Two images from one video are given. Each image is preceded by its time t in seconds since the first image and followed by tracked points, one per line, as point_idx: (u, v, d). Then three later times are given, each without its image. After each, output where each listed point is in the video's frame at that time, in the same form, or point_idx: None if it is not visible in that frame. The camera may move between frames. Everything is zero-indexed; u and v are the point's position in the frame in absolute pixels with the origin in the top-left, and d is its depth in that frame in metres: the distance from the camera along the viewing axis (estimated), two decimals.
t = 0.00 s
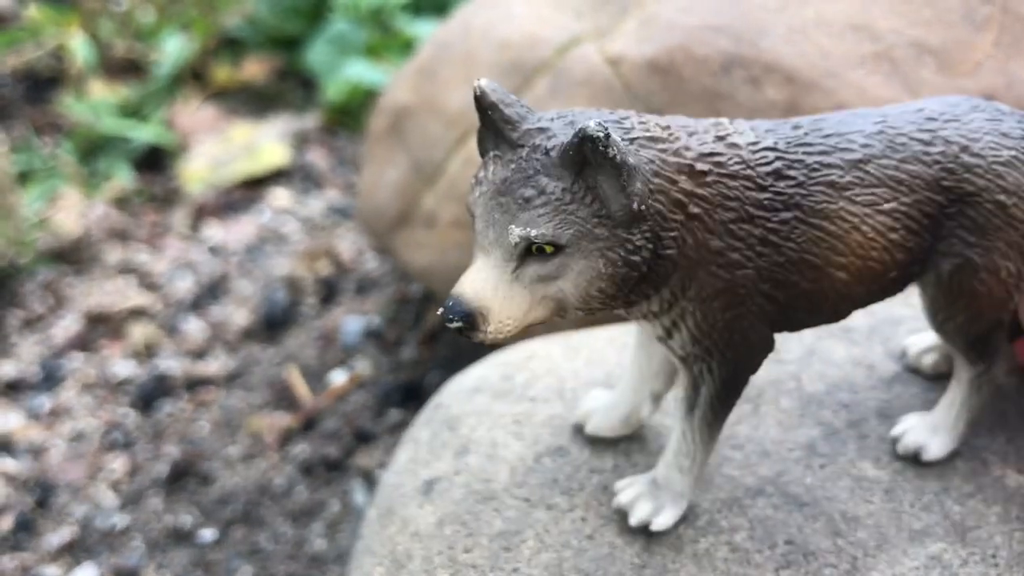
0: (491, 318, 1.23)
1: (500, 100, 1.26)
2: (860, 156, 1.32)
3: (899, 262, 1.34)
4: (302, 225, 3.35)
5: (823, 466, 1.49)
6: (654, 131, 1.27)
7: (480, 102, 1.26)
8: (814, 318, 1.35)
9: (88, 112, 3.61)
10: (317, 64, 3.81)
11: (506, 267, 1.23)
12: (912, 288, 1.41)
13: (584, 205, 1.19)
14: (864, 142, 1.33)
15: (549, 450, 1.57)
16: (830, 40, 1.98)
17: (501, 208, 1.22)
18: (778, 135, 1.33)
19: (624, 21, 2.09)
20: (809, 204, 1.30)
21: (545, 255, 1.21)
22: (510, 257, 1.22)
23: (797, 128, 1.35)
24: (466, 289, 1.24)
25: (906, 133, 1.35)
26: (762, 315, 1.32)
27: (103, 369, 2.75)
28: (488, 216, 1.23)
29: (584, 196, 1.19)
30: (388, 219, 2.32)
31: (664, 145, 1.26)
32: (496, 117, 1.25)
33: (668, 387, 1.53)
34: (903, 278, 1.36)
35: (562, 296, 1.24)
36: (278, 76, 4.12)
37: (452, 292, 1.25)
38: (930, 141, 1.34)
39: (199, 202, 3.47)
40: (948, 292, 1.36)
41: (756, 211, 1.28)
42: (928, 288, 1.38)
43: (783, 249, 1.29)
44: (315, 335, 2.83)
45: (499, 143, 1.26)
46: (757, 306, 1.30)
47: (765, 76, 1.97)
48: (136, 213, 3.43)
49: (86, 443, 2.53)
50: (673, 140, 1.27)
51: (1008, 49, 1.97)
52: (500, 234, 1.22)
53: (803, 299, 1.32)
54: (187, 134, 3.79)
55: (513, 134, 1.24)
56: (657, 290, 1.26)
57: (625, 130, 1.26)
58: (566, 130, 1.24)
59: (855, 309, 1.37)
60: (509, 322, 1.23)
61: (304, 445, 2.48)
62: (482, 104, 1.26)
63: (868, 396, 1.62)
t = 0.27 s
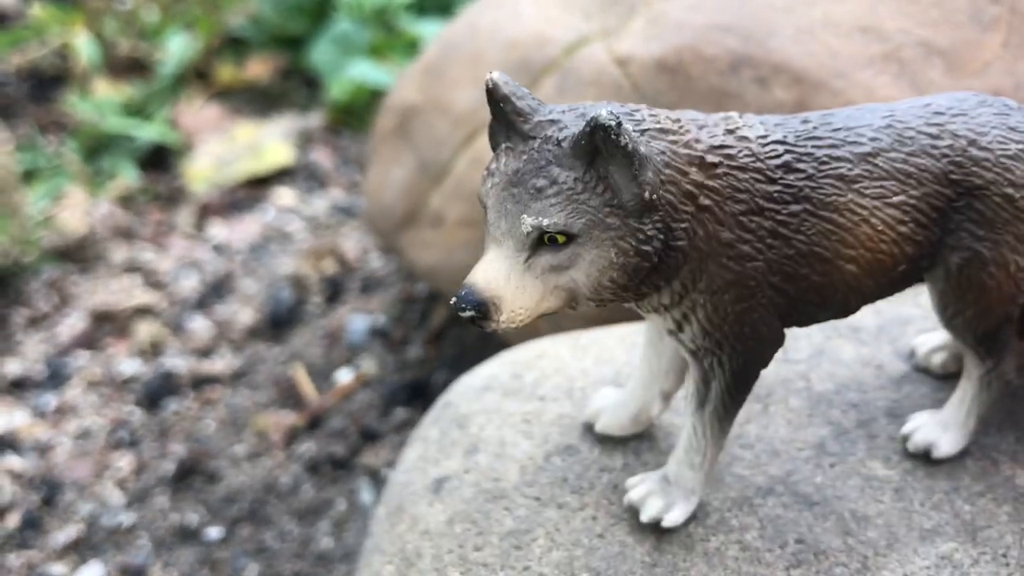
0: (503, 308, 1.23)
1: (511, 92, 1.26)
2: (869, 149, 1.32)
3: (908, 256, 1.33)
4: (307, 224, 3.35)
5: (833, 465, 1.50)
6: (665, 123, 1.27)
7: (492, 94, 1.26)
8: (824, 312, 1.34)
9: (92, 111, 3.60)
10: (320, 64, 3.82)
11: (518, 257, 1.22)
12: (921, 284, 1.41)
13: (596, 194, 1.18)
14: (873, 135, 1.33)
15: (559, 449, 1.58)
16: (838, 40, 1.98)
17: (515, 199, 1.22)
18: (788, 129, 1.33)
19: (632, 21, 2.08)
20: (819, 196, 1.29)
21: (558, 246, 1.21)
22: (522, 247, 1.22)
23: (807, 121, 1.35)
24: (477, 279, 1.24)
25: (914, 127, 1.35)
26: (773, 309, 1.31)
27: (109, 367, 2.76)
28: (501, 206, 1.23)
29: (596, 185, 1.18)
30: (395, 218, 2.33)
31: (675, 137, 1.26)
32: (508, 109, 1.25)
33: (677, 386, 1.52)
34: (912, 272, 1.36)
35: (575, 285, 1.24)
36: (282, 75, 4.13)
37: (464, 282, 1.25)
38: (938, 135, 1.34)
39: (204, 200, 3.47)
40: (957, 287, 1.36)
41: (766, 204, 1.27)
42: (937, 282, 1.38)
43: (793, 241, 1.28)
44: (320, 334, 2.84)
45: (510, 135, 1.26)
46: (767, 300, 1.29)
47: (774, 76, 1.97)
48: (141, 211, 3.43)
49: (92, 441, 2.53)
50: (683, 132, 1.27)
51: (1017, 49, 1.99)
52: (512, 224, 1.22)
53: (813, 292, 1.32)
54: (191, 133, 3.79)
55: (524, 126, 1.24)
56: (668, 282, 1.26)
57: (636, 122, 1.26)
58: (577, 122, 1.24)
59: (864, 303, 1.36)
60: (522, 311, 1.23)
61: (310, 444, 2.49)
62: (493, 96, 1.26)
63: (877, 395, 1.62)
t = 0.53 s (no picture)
0: (555, 283, 1.21)
1: (546, 70, 1.27)
2: (911, 108, 1.35)
3: (960, 213, 1.37)
4: (311, 221, 3.34)
5: (844, 463, 1.49)
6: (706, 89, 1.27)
7: (525, 74, 1.27)
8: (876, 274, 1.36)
9: (95, 107, 3.64)
10: (323, 59, 3.83)
11: (565, 232, 1.22)
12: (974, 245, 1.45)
13: (641, 159, 1.20)
14: (914, 94, 1.37)
15: (569, 445, 1.57)
16: (848, 36, 1.98)
17: (556, 172, 1.22)
18: (826, 94, 1.35)
19: (639, 16, 2.08)
20: (865, 157, 1.32)
21: (605, 217, 1.21)
22: (570, 219, 1.22)
23: (845, 87, 1.37)
24: (525, 256, 1.22)
25: (954, 83, 1.38)
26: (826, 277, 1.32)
27: (113, 363, 2.75)
28: (545, 180, 1.23)
29: (641, 150, 1.20)
30: (401, 215, 2.32)
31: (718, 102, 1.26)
32: (542, 86, 1.26)
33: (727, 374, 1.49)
34: (963, 230, 1.39)
35: (624, 257, 1.22)
36: (285, 71, 4.11)
37: (510, 261, 1.24)
38: (979, 89, 1.38)
39: (207, 197, 3.47)
40: (1010, 243, 1.40)
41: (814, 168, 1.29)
42: (990, 242, 1.43)
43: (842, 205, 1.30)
44: (324, 330, 2.83)
45: (546, 111, 1.26)
46: (820, 267, 1.30)
47: (783, 72, 1.96)
48: (144, 208, 3.43)
49: (96, 438, 2.53)
50: (722, 98, 1.27)
51: None
52: (557, 200, 1.22)
53: (866, 255, 1.33)
54: (194, 129, 3.78)
55: (561, 102, 1.24)
56: (720, 251, 1.26)
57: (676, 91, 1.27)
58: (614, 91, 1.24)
59: (915, 266, 1.39)
60: (571, 285, 1.21)
61: (315, 440, 2.48)
62: (529, 76, 1.26)
63: (888, 392, 1.61)
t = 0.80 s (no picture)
0: (517, 303, 1.23)
1: (524, 86, 1.25)
2: (881, 148, 1.32)
3: (923, 258, 1.33)
4: (318, 220, 3.36)
5: (851, 465, 1.51)
6: (679, 119, 1.26)
7: (504, 88, 1.24)
8: (837, 317, 1.34)
9: (102, 105, 3.65)
10: (330, 58, 3.84)
11: (532, 248, 1.23)
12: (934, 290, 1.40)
13: (610, 184, 1.19)
14: (885, 134, 1.34)
15: (579, 446, 1.59)
16: (857, 40, 1.99)
17: (527, 190, 1.21)
18: (798, 128, 1.33)
19: (649, 19, 2.10)
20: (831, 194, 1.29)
21: (570, 239, 1.22)
22: (536, 238, 1.22)
23: (818, 122, 1.35)
24: (493, 272, 1.24)
25: (926, 126, 1.35)
26: (785, 311, 1.30)
27: (122, 362, 2.77)
28: (512, 198, 1.23)
29: (610, 175, 1.19)
30: (409, 215, 2.34)
31: (688, 131, 1.25)
32: (522, 104, 1.24)
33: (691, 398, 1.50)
34: (926, 276, 1.36)
35: (587, 280, 1.23)
36: (291, 69, 4.14)
37: (479, 274, 1.26)
38: (949, 134, 1.35)
39: (215, 195, 3.49)
40: (971, 291, 1.36)
41: (779, 201, 1.27)
42: (951, 290, 1.39)
43: (806, 241, 1.28)
44: (333, 329, 2.85)
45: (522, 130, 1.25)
46: (781, 300, 1.28)
47: (792, 76, 1.97)
48: (152, 206, 3.45)
49: (106, 435, 2.55)
50: (696, 126, 1.26)
51: None
52: (524, 217, 1.22)
53: (826, 294, 1.31)
54: (201, 127, 3.79)
55: (538, 119, 1.23)
56: (681, 279, 1.25)
57: (650, 116, 1.25)
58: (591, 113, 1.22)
59: (878, 306, 1.36)
60: (535, 306, 1.23)
61: (325, 439, 2.50)
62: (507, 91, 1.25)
63: (894, 395, 1.63)
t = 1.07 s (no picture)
0: (545, 335, 1.23)
1: (550, 119, 1.26)
2: (898, 170, 1.34)
3: (937, 274, 1.36)
4: (331, 213, 3.39)
5: (864, 461, 1.54)
6: (701, 148, 1.28)
7: (529, 122, 1.26)
8: (852, 331, 1.37)
9: (117, 98, 3.65)
10: (342, 52, 3.88)
11: (559, 284, 1.23)
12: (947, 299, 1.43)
13: (636, 221, 1.20)
14: (902, 156, 1.36)
15: (597, 442, 1.62)
16: (870, 43, 2.01)
17: (553, 226, 1.23)
18: (819, 150, 1.35)
19: (665, 18, 2.12)
20: (850, 217, 1.32)
21: (597, 273, 1.23)
22: (563, 273, 1.22)
23: (837, 143, 1.37)
24: (519, 307, 1.24)
25: (942, 146, 1.37)
26: (804, 329, 1.33)
27: (140, 354, 2.81)
28: (540, 233, 1.24)
29: (636, 212, 1.20)
30: (426, 212, 2.37)
31: (711, 161, 1.27)
32: (546, 137, 1.26)
33: (703, 403, 1.52)
34: (939, 289, 1.39)
35: (613, 311, 1.25)
36: (303, 63, 4.15)
37: (504, 310, 1.25)
38: (966, 154, 1.36)
39: (229, 189, 3.52)
40: (981, 303, 1.39)
41: (800, 225, 1.29)
42: (963, 299, 1.41)
43: (824, 262, 1.30)
44: (348, 323, 2.88)
45: (547, 161, 1.26)
46: (800, 319, 1.31)
47: (806, 77, 2.00)
48: (167, 199, 3.48)
49: (125, 427, 2.59)
50: (717, 156, 1.27)
51: None
52: (551, 253, 1.22)
53: (844, 311, 1.34)
54: (215, 121, 3.83)
55: (563, 153, 1.25)
56: (704, 304, 1.27)
57: (673, 147, 1.27)
58: (617, 149, 1.24)
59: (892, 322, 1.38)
60: (562, 338, 1.23)
61: (341, 432, 2.54)
62: (532, 123, 1.26)
63: (907, 392, 1.66)
